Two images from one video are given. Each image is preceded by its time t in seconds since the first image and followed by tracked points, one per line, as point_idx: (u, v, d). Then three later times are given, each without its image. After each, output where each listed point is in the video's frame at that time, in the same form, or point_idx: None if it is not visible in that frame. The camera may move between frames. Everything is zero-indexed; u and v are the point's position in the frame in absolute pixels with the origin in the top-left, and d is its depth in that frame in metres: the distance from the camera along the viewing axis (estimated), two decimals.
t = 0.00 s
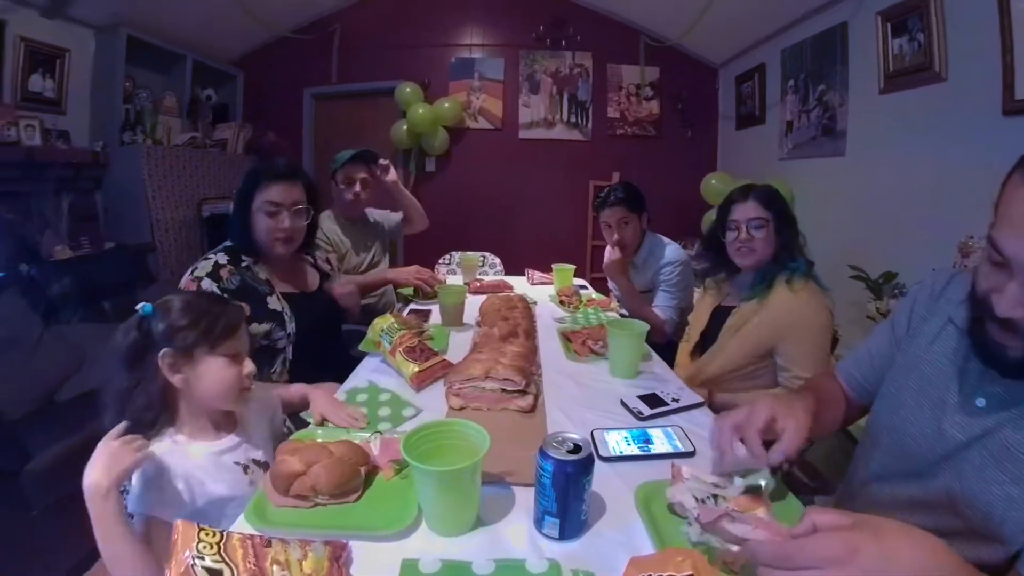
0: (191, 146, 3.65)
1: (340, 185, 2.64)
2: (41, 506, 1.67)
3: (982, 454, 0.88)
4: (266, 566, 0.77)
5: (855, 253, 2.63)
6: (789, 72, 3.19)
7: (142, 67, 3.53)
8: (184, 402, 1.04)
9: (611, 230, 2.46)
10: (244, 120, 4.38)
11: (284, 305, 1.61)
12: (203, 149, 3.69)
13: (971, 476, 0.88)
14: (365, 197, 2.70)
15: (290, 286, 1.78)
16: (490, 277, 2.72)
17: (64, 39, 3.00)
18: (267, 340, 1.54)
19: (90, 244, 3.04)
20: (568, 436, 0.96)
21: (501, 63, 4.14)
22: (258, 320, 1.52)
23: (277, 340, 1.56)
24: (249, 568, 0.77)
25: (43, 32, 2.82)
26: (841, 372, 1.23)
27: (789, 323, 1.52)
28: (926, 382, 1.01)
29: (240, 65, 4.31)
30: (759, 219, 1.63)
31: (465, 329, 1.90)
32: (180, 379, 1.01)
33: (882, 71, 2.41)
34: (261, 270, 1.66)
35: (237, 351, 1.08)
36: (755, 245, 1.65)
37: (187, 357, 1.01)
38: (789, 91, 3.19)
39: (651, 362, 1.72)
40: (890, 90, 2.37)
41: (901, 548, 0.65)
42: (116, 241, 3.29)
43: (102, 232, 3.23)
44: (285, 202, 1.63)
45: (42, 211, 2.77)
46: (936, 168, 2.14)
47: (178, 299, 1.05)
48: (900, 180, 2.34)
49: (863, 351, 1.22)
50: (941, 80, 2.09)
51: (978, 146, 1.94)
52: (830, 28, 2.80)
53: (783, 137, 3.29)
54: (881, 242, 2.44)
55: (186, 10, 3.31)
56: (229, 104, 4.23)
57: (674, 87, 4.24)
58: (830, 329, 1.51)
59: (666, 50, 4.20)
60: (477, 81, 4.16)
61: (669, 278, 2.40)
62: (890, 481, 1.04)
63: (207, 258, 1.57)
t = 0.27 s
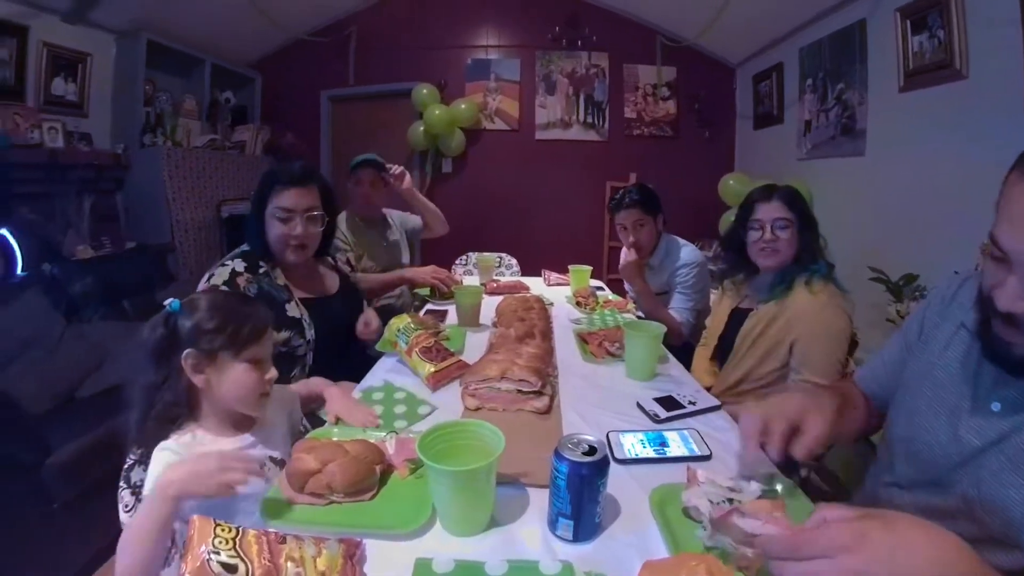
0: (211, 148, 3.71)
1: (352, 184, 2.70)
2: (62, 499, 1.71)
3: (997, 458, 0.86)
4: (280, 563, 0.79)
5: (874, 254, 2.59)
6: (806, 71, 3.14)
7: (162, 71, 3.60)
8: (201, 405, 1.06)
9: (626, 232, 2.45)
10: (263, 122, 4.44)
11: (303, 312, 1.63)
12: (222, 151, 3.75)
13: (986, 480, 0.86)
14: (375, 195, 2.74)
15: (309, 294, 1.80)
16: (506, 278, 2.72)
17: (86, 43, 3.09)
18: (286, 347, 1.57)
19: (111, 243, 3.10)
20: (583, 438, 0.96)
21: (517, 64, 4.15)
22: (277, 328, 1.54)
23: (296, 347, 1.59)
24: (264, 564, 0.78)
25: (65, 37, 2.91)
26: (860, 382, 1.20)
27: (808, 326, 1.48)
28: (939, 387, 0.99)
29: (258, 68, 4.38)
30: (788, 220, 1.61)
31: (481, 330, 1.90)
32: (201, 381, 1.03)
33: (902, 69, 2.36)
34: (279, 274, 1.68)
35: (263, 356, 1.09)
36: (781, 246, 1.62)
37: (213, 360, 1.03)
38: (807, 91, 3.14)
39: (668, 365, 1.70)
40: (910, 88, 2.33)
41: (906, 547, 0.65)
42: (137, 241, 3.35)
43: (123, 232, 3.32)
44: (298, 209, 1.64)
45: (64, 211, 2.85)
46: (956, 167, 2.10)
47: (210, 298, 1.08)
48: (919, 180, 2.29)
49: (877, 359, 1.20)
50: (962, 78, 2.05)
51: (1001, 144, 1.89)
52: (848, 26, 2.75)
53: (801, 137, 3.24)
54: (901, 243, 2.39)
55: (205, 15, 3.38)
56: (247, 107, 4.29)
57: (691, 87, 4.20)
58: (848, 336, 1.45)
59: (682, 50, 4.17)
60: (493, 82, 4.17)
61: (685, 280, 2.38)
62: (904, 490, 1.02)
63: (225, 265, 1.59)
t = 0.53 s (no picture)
0: (229, 148, 3.77)
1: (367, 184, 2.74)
2: (82, 494, 1.75)
3: (999, 452, 0.83)
4: (293, 559, 0.80)
5: (893, 255, 2.54)
6: (823, 69, 3.10)
7: (179, 74, 3.66)
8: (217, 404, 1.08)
9: (641, 231, 2.44)
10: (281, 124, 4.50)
11: (318, 317, 1.65)
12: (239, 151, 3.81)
13: (991, 476, 0.84)
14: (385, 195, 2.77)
15: (325, 298, 1.82)
16: (521, 279, 2.72)
17: (106, 47, 3.16)
18: (302, 351, 1.58)
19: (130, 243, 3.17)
20: (597, 439, 0.96)
21: (531, 65, 4.14)
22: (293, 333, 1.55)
23: (311, 352, 1.61)
24: (277, 560, 0.79)
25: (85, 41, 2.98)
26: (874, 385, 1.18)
27: (823, 327, 1.46)
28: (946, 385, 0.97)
29: (275, 71, 4.43)
30: (804, 220, 1.59)
31: (496, 330, 1.91)
32: (209, 380, 1.05)
33: (920, 66, 2.31)
34: (295, 278, 1.70)
35: (273, 357, 1.07)
36: (800, 245, 1.59)
37: (217, 359, 1.04)
38: (824, 89, 3.10)
39: (684, 366, 1.69)
40: (929, 86, 2.28)
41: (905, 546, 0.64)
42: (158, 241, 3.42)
43: (141, 232, 3.41)
44: (314, 214, 1.66)
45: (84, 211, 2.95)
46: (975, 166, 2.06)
47: (224, 298, 1.10)
48: (939, 179, 2.24)
49: (892, 364, 1.18)
50: (983, 75, 2.00)
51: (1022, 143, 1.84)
52: (866, 23, 2.70)
53: (819, 136, 3.19)
54: (921, 244, 2.34)
55: (222, 18, 3.43)
56: (264, 109, 4.35)
57: (707, 87, 4.16)
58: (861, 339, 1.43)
59: (698, 49, 4.13)
60: (508, 83, 4.18)
61: (700, 281, 2.35)
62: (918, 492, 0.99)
63: (241, 269, 1.61)
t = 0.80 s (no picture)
0: (229, 149, 3.77)
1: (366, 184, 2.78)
2: (83, 494, 1.76)
3: (988, 430, 0.84)
4: (295, 559, 0.80)
5: (893, 254, 2.54)
6: (823, 67, 3.09)
7: (179, 75, 3.66)
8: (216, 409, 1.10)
9: (641, 230, 2.43)
10: (281, 124, 4.51)
11: (320, 319, 1.65)
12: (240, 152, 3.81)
13: (982, 457, 0.85)
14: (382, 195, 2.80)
15: (326, 297, 1.81)
16: (521, 278, 2.72)
17: (107, 49, 3.17)
18: (302, 352, 1.57)
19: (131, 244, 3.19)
20: (598, 438, 0.96)
21: (531, 64, 4.14)
22: (294, 334, 1.54)
23: (312, 354, 1.60)
24: (279, 560, 0.79)
25: (85, 42, 2.98)
26: (866, 372, 1.20)
27: (823, 326, 1.46)
28: (942, 373, 0.98)
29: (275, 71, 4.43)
30: (800, 218, 1.59)
31: (497, 329, 1.91)
32: (202, 387, 1.06)
33: (920, 64, 2.31)
34: (295, 280, 1.70)
35: (267, 364, 1.07)
36: (798, 244, 1.59)
37: (209, 367, 1.04)
38: (824, 87, 3.09)
39: (685, 365, 1.69)
40: (929, 84, 2.27)
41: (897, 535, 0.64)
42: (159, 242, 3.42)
43: (142, 232, 3.41)
44: (316, 201, 1.69)
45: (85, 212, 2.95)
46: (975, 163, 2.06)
47: (218, 301, 1.08)
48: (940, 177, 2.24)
49: (889, 354, 1.19)
50: (983, 73, 2.00)
51: None
52: (866, 21, 2.70)
53: (819, 135, 3.19)
54: (922, 242, 2.34)
55: (222, 19, 3.44)
56: (264, 109, 4.35)
57: (707, 85, 4.16)
58: (858, 340, 1.43)
59: (698, 48, 4.13)
60: (508, 82, 4.18)
61: (702, 280, 2.35)
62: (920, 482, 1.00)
63: (242, 270, 1.60)
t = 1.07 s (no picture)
0: (229, 149, 3.77)
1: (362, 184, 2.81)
2: (83, 493, 1.76)
3: (991, 417, 0.86)
4: (296, 558, 0.80)
5: (893, 254, 2.54)
6: (823, 67, 3.09)
7: (179, 74, 3.66)
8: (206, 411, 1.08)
9: (642, 229, 2.44)
10: (281, 124, 4.51)
11: (320, 314, 1.66)
12: (240, 152, 3.81)
13: (986, 443, 0.86)
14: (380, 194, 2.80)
15: (326, 290, 1.82)
16: (521, 277, 2.72)
17: (107, 49, 3.17)
18: (302, 347, 1.59)
19: (131, 244, 3.19)
20: (598, 437, 0.96)
21: (531, 63, 4.14)
22: (294, 328, 1.57)
23: (312, 348, 1.61)
24: (279, 559, 0.79)
25: (85, 43, 2.99)
26: (868, 361, 1.20)
27: (823, 326, 1.46)
28: (943, 362, 0.99)
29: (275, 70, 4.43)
30: (800, 218, 1.59)
31: (497, 329, 1.91)
32: (191, 394, 1.04)
33: (920, 64, 2.31)
34: (298, 274, 1.70)
35: (256, 373, 1.05)
36: (798, 244, 1.59)
37: (197, 379, 1.01)
38: (824, 87, 3.09)
39: (684, 365, 1.69)
40: (929, 84, 2.27)
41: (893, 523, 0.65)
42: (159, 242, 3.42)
43: (142, 232, 3.41)
44: (316, 190, 1.69)
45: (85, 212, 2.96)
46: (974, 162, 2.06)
47: (207, 306, 1.03)
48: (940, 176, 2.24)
49: (891, 342, 1.19)
50: (983, 72, 2.00)
51: None
52: (866, 20, 2.70)
53: (819, 134, 3.19)
54: (922, 241, 2.34)
55: (222, 19, 3.43)
56: (264, 109, 4.35)
57: (707, 85, 4.15)
58: (858, 341, 1.43)
59: (698, 47, 4.13)
60: (508, 82, 4.17)
61: (702, 279, 2.35)
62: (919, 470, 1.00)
63: (245, 263, 1.60)
